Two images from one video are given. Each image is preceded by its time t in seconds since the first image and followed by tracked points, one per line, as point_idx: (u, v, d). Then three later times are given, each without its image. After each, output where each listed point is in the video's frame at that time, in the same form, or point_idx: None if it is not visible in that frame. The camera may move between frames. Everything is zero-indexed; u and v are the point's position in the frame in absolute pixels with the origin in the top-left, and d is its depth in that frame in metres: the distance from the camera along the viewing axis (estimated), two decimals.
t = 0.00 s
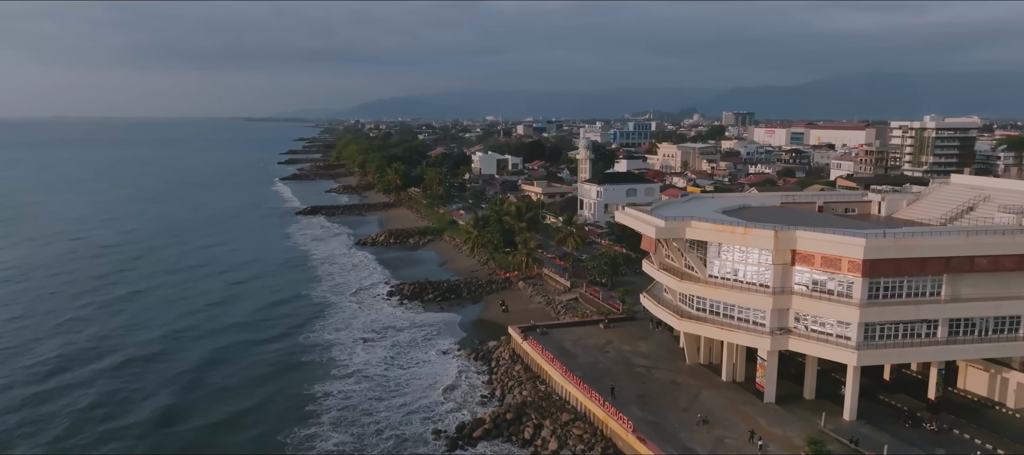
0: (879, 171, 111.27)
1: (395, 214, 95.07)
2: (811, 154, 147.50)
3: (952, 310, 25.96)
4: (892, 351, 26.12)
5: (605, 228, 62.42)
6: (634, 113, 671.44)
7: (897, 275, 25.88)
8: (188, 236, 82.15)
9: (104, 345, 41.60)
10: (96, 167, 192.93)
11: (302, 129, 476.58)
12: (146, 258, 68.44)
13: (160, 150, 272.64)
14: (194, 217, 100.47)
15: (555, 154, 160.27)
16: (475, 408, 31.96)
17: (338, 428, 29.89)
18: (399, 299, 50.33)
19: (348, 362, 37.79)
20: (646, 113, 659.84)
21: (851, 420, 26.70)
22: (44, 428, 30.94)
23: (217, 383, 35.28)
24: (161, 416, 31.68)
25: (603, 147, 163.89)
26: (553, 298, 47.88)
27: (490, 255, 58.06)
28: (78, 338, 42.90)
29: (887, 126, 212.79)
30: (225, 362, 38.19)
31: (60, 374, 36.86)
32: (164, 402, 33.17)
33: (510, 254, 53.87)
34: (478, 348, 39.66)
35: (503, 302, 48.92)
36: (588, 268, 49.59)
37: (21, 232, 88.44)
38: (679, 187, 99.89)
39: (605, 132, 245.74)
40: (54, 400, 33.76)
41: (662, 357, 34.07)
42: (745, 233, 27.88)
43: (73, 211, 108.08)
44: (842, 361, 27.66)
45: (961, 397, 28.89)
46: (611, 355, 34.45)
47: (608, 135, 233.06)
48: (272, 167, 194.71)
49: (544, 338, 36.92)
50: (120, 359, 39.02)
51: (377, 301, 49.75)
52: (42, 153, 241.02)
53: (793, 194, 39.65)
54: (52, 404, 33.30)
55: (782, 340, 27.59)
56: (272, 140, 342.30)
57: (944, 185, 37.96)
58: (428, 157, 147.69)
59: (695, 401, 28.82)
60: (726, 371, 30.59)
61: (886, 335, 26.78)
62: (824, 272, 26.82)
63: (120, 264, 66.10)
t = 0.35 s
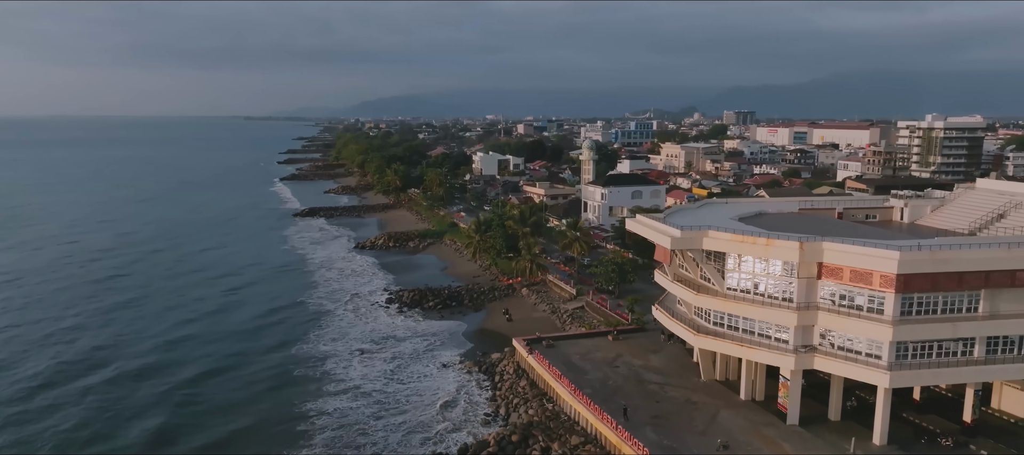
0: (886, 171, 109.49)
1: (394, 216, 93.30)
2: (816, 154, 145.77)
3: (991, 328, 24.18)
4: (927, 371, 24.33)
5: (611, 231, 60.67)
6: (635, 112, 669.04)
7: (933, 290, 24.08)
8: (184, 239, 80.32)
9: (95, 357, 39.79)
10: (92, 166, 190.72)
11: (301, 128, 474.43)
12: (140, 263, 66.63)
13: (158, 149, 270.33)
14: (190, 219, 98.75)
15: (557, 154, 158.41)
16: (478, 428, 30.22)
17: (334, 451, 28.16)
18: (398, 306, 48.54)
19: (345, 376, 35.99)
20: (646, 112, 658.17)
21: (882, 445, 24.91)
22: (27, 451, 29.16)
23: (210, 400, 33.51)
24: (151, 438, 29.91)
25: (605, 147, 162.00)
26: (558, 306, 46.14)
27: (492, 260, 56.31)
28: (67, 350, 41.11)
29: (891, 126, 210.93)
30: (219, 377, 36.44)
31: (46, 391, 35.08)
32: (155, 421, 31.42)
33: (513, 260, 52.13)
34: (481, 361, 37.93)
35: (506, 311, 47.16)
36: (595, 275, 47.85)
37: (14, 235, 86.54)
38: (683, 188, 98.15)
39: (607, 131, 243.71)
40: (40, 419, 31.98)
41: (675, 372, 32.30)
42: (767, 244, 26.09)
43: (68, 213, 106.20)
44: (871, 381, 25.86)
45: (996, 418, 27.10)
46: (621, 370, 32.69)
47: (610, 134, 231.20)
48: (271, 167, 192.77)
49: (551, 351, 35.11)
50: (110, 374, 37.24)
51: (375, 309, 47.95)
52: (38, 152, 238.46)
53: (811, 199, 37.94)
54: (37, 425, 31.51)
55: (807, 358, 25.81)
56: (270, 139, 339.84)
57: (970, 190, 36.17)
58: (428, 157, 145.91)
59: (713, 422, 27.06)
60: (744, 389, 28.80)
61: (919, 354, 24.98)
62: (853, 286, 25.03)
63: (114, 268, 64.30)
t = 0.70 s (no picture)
0: (894, 173, 107.82)
1: (394, 218, 91.56)
2: (820, 154, 144.06)
3: None
4: (968, 396, 22.52)
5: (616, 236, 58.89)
6: (634, 112, 668.51)
7: (973, 308, 22.27)
8: (180, 242, 78.51)
9: (84, 371, 38.01)
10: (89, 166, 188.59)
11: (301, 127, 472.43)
12: (135, 268, 64.82)
13: (156, 148, 268.27)
14: (187, 221, 96.85)
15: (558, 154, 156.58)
16: (483, 451, 28.55)
17: None
18: (397, 315, 46.74)
19: (341, 391, 34.30)
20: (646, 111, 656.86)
21: None
22: None
23: (203, 420, 31.74)
24: None
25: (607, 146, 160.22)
26: (564, 315, 44.38)
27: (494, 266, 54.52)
28: (56, 363, 39.30)
29: (894, 126, 209.24)
30: (211, 393, 34.66)
31: (32, 409, 33.29)
32: (146, 444, 29.67)
33: (517, 266, 50.35)
34: (484, 375, 36.26)
35: (510, 320, 45.34)
36: (601, 282, 46.11)
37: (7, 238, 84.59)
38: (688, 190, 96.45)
39: (608, 130, 241.87)
40: (24, 441, 30.19)
41: (689, 389, 30.51)
42: (793, 257, 24.30)
43: (63, 215, 104.29)
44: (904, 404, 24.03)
45: None
46: (633, 387, 30.92)
47: (611, 133, 229.34)
48: (269, 167, 190.93)
49: (558, 366, 33.36)
50: (99, 390, 35.46)
51: (374, 317, 46.22)
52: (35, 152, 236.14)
53: (831, 206, 36.23)
54: (23, 446, 29.81)
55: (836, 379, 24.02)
56: (269, 139, 337.57)
57: (997, 195, 34.35)
58: (428, 157, 144.18)
59: (734, 447, 25.28)
60: (766, 409, 26.96)
61: (957, 377, 23.16)
62: (886, 304, 23.25)
63: (108, 273, 62.44)
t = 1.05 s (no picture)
0: (902, 173, 106.02)
1: (394, 221, 89.77)
2: (825, 154, 142.27)
3: None
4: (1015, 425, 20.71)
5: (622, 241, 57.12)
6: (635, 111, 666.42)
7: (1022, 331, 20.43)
8: (176, 246, 76.74)
9: (72, 387, 36.29)
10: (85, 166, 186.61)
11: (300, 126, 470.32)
12: (129, 273, 63.07)
13: (153, 148, 266.03)
14: (183, 224, 95.04)
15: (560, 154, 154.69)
16: None
17: None
18: (396, 324, 44.90)
19: (337, 409, 32.55)
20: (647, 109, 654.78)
21: None
22: None
23: (194, 442, 30.02)
24: None
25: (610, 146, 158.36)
26: (570, 325, 42.61)
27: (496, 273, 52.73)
28: (43, 378, 37.59)
29: (898, 125, 207.69)
30: (204, 412, 32.94)
31: (16, 429, 31.58)
32: None
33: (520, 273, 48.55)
34: (488, 391, 34.54)
35: (513, 330, 43.55)
36: (609, 291, 44.32)
37: None
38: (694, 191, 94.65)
39: (610, 129, 239.56)
40: None
41: (706, 408, 28.75)
42: (823, 273, 22.50)
43: (58, 217, 102.47)
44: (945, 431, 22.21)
45: None
46: (647, 406, 29.18)
47: (612, 132, 227.26)
48: (268, 167, 189.12)
49: (566, 383, 31.58)
50: (86, 408, 33.74)
51: (372, 327, 44.38)
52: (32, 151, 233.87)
53: (853, 214, 34.34)
54: None
55: (869, 403, 22.25)
56: (268, 138, 335.44)
57: None
58: (428, 157, 142.31)
59: None
60: (791, 431, 25.18)
61: (1003, 404, 21.35)
62: (925, 324, 21.45)
63: (101, 279, 60.73)
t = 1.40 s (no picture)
0: (910, 175, 104.21)
1: (393, 223, 87.94)
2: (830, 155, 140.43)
3: None
4: None
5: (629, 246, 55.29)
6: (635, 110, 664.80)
7: None
8: (171, 250, 74.98)
9: (58, 404, 34.54)
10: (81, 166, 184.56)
11: (299, 125, 468.13)
12: (123, 278, 61.29)
13: (151, 147, 263.71)
14: (179, 226, 93.15)
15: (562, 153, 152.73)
16: None
17: None
18: (394, 335, 43.06)
19: (331, 430, 30.77)
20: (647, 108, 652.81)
21: None
22: None
23: None
24: None
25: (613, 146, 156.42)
26: (577, 337, 40.78)
27: (498, 281, 50.88)
28: (29, 394, 35.83)
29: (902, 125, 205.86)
30: (195, 432, 31.21)
31: None
32: None
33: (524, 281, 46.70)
34: (491, 409, 32.78)
35: (517, 342, 41.72)
36: (617, 301, 42.50)
37: None
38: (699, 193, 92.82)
39: (611, 129, 237.49)
40: None
41: (726, 431, 26.96)
42: (859, 292, 20.68)
43: (52, 219, 100.54)
44: None
45: None
46: (662, 428, 27.40)
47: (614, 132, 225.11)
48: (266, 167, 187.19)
49: (575, 403, 29.79)
50: (72, 428, 31.99)
51: (369, 338, 42.56)
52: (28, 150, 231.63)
53: (877, 223, 32.57)
54: None
55: (909, 434, 20.45)
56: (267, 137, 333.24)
57: None
58: (428, 158, 140.38)
59: None
60: None
61: None
62: (971, 349, 19.68)
63: (93, 285, 58.96)
